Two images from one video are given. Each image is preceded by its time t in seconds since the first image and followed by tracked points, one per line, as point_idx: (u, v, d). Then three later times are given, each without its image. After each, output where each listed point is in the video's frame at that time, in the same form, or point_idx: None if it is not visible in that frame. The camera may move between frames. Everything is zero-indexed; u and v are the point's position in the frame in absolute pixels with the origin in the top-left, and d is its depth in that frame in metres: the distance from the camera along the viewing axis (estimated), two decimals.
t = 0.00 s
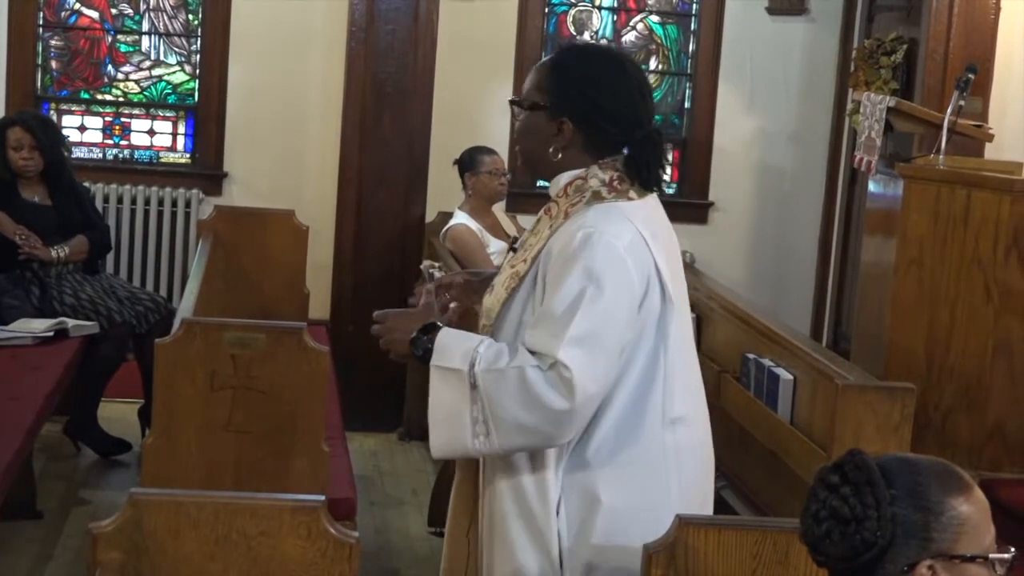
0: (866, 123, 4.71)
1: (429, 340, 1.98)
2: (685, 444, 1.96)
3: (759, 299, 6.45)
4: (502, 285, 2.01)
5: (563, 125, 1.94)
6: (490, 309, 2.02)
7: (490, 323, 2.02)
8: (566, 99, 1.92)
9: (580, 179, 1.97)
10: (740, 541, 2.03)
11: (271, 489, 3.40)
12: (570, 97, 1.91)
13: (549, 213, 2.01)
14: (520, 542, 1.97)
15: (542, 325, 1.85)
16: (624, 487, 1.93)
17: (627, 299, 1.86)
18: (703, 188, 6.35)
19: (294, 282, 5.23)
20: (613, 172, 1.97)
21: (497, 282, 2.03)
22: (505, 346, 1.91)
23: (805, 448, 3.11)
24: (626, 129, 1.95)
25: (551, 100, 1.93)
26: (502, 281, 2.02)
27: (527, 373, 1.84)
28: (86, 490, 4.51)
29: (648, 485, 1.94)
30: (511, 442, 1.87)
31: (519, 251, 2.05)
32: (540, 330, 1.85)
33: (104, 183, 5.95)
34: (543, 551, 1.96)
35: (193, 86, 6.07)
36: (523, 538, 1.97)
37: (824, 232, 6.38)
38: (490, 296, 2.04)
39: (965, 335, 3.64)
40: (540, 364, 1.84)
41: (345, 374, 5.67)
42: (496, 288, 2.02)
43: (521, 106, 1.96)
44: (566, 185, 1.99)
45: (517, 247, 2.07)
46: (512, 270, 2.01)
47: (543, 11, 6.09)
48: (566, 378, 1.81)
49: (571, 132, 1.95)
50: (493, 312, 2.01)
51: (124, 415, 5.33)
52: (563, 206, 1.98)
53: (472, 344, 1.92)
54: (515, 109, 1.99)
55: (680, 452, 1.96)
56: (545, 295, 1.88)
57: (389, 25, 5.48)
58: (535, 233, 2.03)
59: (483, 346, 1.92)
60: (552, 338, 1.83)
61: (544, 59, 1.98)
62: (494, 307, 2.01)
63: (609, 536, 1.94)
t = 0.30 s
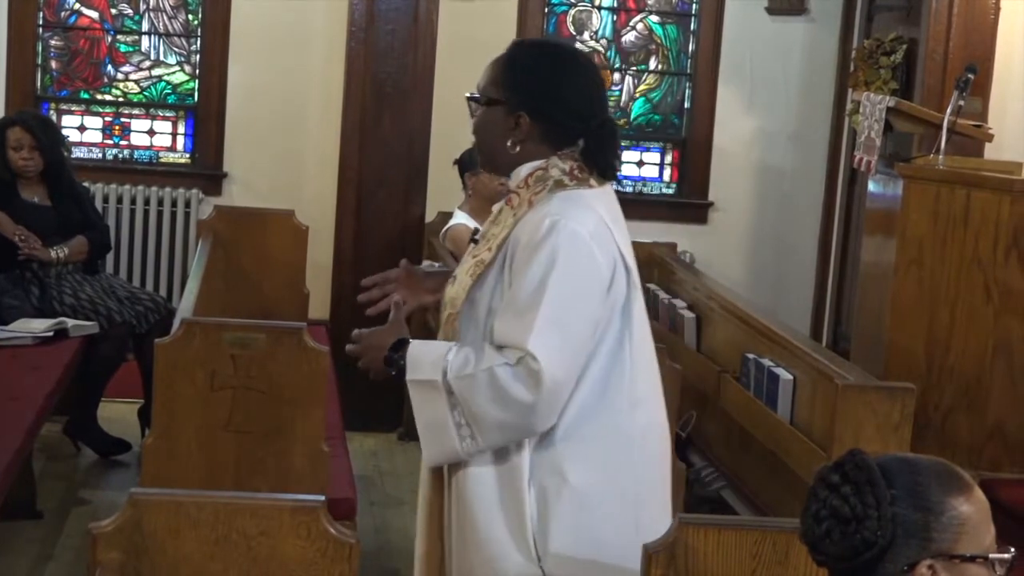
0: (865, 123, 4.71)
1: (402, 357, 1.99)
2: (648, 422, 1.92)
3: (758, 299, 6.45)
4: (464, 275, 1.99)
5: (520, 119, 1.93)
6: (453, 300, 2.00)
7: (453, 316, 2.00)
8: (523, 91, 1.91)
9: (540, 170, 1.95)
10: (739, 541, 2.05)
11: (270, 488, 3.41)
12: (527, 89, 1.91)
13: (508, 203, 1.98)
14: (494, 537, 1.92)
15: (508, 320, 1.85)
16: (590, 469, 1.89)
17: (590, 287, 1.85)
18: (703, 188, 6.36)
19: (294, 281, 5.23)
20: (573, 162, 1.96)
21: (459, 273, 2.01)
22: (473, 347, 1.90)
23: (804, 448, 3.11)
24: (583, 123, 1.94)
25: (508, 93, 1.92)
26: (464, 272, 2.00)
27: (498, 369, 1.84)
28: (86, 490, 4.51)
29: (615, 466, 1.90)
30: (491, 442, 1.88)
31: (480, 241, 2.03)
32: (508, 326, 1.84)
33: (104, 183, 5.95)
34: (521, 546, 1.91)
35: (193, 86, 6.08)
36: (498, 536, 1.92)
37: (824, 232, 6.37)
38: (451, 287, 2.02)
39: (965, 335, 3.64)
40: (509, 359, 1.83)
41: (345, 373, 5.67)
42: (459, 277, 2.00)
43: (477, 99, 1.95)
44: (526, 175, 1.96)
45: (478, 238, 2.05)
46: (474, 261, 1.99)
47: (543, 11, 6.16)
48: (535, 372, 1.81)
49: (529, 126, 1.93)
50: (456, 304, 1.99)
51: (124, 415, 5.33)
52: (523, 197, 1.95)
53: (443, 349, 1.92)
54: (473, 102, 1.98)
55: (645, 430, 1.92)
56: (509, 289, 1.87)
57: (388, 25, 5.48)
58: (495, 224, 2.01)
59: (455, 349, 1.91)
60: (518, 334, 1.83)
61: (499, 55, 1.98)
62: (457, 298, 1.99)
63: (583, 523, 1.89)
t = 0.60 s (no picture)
0: (865, 123, 4.71)
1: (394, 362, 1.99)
2: (610, 402, 1.97)
3: (758, 299, 6.45)
4: (428, 264, 2.03)
5: (477, 111, 2.00)
6: (415, 291, 2.03)
7: (417, 306, 2.02)
8: (480, 82, 1.98)
9: (489, 157, 2.02)
10: (738, 542, 2.05)
11: (270, 489, 3.41)
12: (485, 79, 1.99)
13: (460, 191, 2.03)
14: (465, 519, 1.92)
15: (488, 295, 1.88)
16: (557, 452, 1.93)
17: (558, 253, 1.90)
18: (703, 188, 6.37)
19: (294, 281, 5.24)
20: (521, 147, 2.03)
21: (419, 265, 2.04)
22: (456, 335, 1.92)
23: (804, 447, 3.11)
24: (532, 111, 2.04)
25: (465, 86, 1.98)
26: (425, 262, 2.04)
27: (489, 344, 1.86)
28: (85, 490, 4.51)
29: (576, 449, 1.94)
30: (500, 423, 1.89)
31: (436, 233, 2.07)
32: (488, 300, 1.88)
33: (104, 183, 5.95)
34: (487, 524, 1.90)
35: (193, 86, 6.07)
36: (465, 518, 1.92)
37: (824, 232, 6.37)
38: (412, 279, 2.04)
39: (965, 335, 3.64)
40: (496, 331, 1.86)
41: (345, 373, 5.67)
42: (422, 268, 2.03)
43: (432, 97, 1.99)
44: (477, 163, 2.03)
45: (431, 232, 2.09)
46: (437, 250, 2.03)
47: (542, 11, 6.19)
48: (523, 335, 1.84)
49: (486, 115, 2.00)
50: (423, 292, 2.02)
51: (124, 415, 5.33)
52: (478, 180, 2.01)
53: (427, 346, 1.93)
54: (422, 102, 2.02)
55: (605, 419, 1.97)
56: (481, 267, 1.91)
57: (388, 25, 5.48)
58: (450, 213, 2.05)
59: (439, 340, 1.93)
60: (497, 305, 1.86)
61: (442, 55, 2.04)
62: (423, 286, 2.02)
63: (549, 503, 1.92)
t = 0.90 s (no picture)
0: (866, 123, 4.70)
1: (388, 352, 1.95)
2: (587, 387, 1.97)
3: (758, 299, 6.44)
4: (412, 257, 2.02)
5: (462, 105, 2.00)
6: (399, 283, 2.03)
7: (401, 298, 2.02)
8: (464, 77, 1.99)
9: (472, 152, 2.01)
10: (739, 541, 2.05)
11: (270, 489, 3.40)
12: (469, 75, 1.99)
13: (443, 185, 2.02)
14: (451, 509, 1.91)
15: (486, 286, 1.87)
16: (535, 434, 1.92)
17: (553, 242, 1.91)
18: (703, 188, 6.37)
19: (294, 281, 5.24)
20: (503, 141, 2.03)
21: (404, 257, 2.03)
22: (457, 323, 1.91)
23: (803, 446, 3.11)
24: (513, 106, 2.04)
25: (449, 81, 1.98)
26: (410, 255, 2.03)
27: (493, 333, 1.85)
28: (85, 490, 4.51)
29: (557, 433, 1.93)
30: (500, 410, 1.89)
31: (419, 227, 2.06)
32: (486, 290, 1.87)
33: (104, 183, 5.95)
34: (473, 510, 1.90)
35: (192, 86, 6.07)
36: (447, 504, 1.92)
37: (823, 232, 6.37)
38: (396, 272, 2.04)
39: (964, 336, 3.64)
40: (498, 321, 1.85)
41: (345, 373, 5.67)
42: (407, 260, 2.02)
43: (417, 94, 1.98)
44: (460, 158, 2.02)
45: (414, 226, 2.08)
46: (422, 243, 2.02)
47: (542, 11, 6.20)
48: (525, 324, 1.85)
49: (471, 110, 2.00)
50: (410, 285, 2.01)
51: (123, 415, 5.33)
52: (463, 174, 2.00)
53: (426, 337, 1.91)
54: (403, 99, 2.01)
55: (585, 406, 1.96)
56: (473, 258, 1.90)
57: (388, 25, 5.49)
58: (434, 206, 2.04)
59: (434, 330, 1.91)
60: (498, 294, 1.86)
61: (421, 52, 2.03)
62: (408, 278, 2.01)
63: (531, 487, 1.91)
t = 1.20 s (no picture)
0: (866, 123, 4.69)
1: (366, 307, 1.89)
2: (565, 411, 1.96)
3: (758, 299, 6.44)
4: (410, 250, 1.99)
5: (492, 105, 1.96)
6: (393, 272, 2.01)
7: (392, 289, 2.00)
8: (495, 79, 1.95)
9: (490, 157, 1.97)
10: (738, 542, 2.05)
11: (268, 488, 3.41)
12: (501, 78, 1.95)
13: (455, 184, 1.99)
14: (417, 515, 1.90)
15: (481, 291, 1.84)
16: (508, 445, 1.91)
17: (551, 271, 1.89)
18: (703, 188, 6.37)
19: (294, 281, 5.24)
20: (522, 150, 1.98)
21: (401, 248, 2.01)
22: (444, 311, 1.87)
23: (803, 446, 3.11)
24: (536, 115, 2.00)
25: (480, 81, 1.95)
26: (407, 246, 2.00)
27: (476, 340, 1.83)
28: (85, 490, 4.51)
29: (529, 448, 1.92)
30: (452, 404, 1.87)
31: (423, 221, 2.03)
32: (478, 294, 1.84)
33: (104, 183, 5.95)
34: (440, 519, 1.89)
35: (192, 86, 6.07)
36: (410, 510, 1.91)
37: (823, 232, 6.36)
38: (392, 260, 2.01)
39: (964, 337, 3.64)
40: (485, 330, 1.83)
41: (344, 373, 5.67)
42: (404, 252, 1.99)
43: (448, 90, 1.94)
44: (477, 160, 1.98)
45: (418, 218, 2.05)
46: (422, 237, 1.99)
47: (542, 11, 6.20)
48: (511, 346, 1.83)
49: (498, 113, 1.96)
50: (401, 277, 1.99)
51: (123, 415, 5.33)
52: (477, 178, 1.96)
53: (414, 309, 1.87)
54: (430, 92, 1.96)
55: (560, 423, 1.95)
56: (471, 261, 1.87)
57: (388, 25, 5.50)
58: (443, 203, 2.01)
59: (422, 310, 1.87)
60: (490, 303, 1.83)
61: (452, 46, 1.99)
62: (399, 270, 2.00)
63: (490, 503, 1.91)
